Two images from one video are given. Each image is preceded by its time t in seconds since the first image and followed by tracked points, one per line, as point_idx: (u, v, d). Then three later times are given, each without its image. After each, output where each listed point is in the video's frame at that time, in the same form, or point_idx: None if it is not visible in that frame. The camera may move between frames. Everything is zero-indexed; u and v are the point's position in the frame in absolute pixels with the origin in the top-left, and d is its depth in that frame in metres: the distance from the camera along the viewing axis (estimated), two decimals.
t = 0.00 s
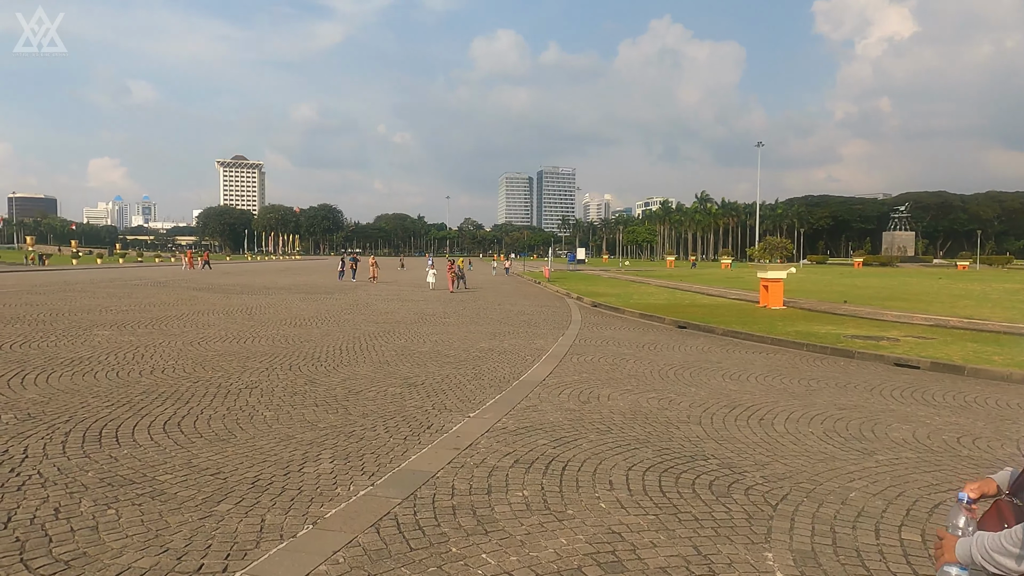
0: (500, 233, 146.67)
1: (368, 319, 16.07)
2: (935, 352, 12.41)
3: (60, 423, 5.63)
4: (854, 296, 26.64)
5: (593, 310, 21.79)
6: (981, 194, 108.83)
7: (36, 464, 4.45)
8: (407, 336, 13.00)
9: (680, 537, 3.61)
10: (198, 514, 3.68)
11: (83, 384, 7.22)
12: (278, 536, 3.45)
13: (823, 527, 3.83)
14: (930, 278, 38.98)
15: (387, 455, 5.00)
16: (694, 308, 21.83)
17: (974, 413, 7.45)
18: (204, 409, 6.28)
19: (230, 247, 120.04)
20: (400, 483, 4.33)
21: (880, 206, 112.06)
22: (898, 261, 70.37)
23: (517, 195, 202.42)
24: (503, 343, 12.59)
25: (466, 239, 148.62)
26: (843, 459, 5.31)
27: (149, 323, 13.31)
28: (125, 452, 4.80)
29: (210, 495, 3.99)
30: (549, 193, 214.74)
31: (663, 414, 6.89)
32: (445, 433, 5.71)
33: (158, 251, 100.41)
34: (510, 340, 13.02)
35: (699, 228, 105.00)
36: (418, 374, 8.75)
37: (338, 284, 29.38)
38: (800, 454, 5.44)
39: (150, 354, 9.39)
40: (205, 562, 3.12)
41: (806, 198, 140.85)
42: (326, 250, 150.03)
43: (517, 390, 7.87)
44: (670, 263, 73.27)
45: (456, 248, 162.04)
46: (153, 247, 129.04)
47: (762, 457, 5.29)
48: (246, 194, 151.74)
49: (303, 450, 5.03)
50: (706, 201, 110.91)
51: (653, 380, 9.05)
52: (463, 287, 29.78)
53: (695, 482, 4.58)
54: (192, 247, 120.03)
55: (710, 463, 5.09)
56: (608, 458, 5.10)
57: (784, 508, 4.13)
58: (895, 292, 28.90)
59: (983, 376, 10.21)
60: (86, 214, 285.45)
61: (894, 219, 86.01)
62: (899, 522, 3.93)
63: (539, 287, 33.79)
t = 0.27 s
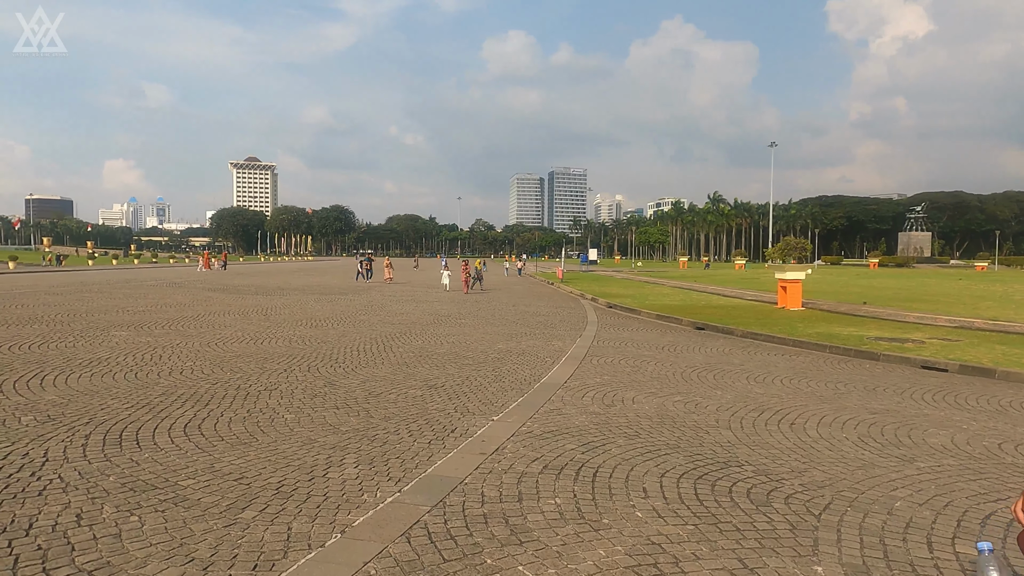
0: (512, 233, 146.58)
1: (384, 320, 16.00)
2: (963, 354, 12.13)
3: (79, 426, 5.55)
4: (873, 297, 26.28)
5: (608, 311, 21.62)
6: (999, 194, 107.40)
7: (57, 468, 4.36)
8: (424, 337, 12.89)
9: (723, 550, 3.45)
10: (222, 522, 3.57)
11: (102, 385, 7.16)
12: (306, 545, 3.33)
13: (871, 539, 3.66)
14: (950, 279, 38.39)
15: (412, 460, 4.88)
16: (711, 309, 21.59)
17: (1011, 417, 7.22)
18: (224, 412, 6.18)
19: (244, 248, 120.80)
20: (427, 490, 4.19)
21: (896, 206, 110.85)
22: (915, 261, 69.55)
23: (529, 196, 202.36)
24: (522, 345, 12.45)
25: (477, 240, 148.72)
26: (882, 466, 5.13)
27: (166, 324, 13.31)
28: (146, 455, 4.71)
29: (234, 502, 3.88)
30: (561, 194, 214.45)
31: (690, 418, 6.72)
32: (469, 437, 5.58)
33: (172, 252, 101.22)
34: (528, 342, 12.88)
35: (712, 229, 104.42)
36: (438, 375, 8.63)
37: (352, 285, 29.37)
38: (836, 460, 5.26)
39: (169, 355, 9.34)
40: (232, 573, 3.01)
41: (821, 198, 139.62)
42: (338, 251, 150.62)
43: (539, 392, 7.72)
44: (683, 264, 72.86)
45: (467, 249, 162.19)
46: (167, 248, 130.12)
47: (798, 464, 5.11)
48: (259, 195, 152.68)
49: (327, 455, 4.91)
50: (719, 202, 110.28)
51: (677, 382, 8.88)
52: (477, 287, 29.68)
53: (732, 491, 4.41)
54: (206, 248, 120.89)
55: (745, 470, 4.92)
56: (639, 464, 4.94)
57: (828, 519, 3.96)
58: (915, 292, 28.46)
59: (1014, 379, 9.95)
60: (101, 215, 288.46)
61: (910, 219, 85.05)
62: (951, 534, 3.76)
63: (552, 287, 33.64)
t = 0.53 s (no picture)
0: (520, 234, 146.48)
1: (396, 321, 15.89)
2: (987, 356, 11.86)
3: (92, 429, 5.44)
4: (889, 298, 25.97)
5: (621, 311, 21.42)
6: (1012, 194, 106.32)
7: (69, 474, 4.24)
8: (438, 338, 12.78)
9: (765, 564, 3.28)
10: (240, 532, 3.43)
11: (114, 387, 7.05)
12: (327, 558, 3.18)
13: (920, 553, 3.48)
14: (965, 280, 37.93)
15: (433, 467, 4.72)
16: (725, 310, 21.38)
17: None
18: (239, 415, 6.06)
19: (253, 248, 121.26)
20: (450, 499, 4.04)
21: (908, 205, 109.90)
22: (928, 261, 68.92)
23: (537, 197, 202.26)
24: (536, 346, 12.30)
25: (486, 240, 148.73)
26: (920, 474, 4.94)
27: (178, 324, 13.26)
28: (160, 461, 4.58)
29: (252, 510, 3.74)
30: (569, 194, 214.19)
31: (715, 422, 6.54)
32: (490, 443, 5.42)
33: (183, 252, 101.78)
34: (542, 343, 12.73)
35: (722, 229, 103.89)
36: (454, 377, 8.50)
37: (362, 285, 29.30)
38: (871, 467, 5.07)
39: (182, 357, 9.25)
40: None
41: (832, 198, 138.65)
42: (347, 251, 151.02)
43: (558, 395, 7.57)
44: (693, 264, 72.60)
45: (476, 250, 162.30)
46: (178, 249, 130.86)
47: (832, 471, 4.93)
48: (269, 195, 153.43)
49: (345, 461, 4.77)
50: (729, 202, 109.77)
51: (696, 385, 8.70)
52: (488, 288, 29.56)
53: (766, 500, 4.23)
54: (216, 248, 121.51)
55: (777, 477, 4.74)
56: (667, 472, 4.77)
57: (871, 532, 3.77)
58: (931, 293, 28.11)
59: None
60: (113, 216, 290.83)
61: (923, 218, 84.29)
62: (1004, 550, 3.55)
63: (563, 288, 33.49)
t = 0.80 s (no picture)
0: (527, 232, 146.33)
1: (405, 320, 15.76)
2: (1008, 357, 11.63)
3: (102, 433, 5.31)
4: (901, 297, 25.69)
5: (631, 311, 21.24)
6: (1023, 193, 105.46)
7: (79, 481, 4.11)
8: (449, 338, 12.64)
9: None
10: (256, 544, 3.30)
11: (124, 389, 6.93)
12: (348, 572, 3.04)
13: (969, 569, 3.31)
14: (977, 278, 37.53)
15: (452, 473, 4.58)
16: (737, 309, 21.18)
17: None
18: (252, 418, 5.93)
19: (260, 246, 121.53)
20: (472, 509, 3.88)
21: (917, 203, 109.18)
22: (937, 260, 68.40)
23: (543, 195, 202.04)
24: (548, 346, 12.15)
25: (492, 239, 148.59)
26: (957, 482, 4.76)
27: (187, 323, 13.17)
28: (172, 467, 4.45)
29: (268, 520, 3.61)
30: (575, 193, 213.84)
31: (738, 426, 6.37)
32: (509, 447, 5.27)
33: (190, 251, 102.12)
34: (554, 343, 12.57)
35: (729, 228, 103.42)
36: (468, 378, 8.35)
37: (370, 284, 29.17)
38: (905, 475, 4.89)
39: (192, 357, 9.14)
40: None
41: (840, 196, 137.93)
42: (354, 250, 151.17)
43: (575, 397, 7.42)
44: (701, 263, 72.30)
45: (482, 248, 162.23)
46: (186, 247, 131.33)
47: (864, 479, 4.75)
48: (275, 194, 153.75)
49: (362, 466, 4.63)
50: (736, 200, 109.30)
51: (714, 387, 8.53)
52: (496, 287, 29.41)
53: (800, 510, 4.07)
54: (224, 246, 121.87)
55: (808, 485, 4.57)
56: (695, 479, 4.61)
57: (914, 546, 3.59)
58: (944, 292, 27.81)
59: None
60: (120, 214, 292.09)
61: (933, 217, 83.69)
62: None
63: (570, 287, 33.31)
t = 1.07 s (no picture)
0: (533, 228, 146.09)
1: (415, 316, 15.62)
2: None
3: (116, 432, 5.19)
4: (915, 294, 25.40)
5: (642, 307, 21.07)
6: None
7: (93, 483, 3.99)
8: (461, 334, 12.50)
9: None
10: (279, 552, 3.16)
11: (137, 386, 6.83)
12: None
13: None
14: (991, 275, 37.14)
15: (476, 475, 4.43)
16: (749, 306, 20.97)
17: None
18: (267, 417, 5.80)
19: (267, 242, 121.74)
20: (500, 514, 3.74)
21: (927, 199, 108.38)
22: (948, 257, 67.85)
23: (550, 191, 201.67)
24: (562, 343, 11.99)
25: (499, 235, 148.45)
26: (999, 486, 4.58)
27: (197, 320, 13.08)
28: (188, 468, 4.33)
29: (290, 525, 3.47)
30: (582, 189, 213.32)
31: (765, 427, 6.20)
32: (532, 449, 5.12)
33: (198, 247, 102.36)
34: (568, 340, 12.41)
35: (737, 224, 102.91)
36: (484, 376, 8.21)
37: (378, 280, 29.10)
38: (945, 478, 4.72)
39: (204, 353, 9.03)
40: None
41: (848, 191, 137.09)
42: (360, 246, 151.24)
43: (594, 396, 7.26)
44: (709, 259, 71.96)
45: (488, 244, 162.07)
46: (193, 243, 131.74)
47: (903, 483, 4.58)
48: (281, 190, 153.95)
49: (383, 468, 4.50)
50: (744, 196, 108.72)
51: (735, 385, 8.36)
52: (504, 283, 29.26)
53: (841, 516, 3.91)
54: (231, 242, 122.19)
55: (846, 489, 4.41)
56: (728, 482, 4.44)
57: (965, 555, 3.43)
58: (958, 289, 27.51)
59: None
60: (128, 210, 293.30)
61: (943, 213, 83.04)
62: None
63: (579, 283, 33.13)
